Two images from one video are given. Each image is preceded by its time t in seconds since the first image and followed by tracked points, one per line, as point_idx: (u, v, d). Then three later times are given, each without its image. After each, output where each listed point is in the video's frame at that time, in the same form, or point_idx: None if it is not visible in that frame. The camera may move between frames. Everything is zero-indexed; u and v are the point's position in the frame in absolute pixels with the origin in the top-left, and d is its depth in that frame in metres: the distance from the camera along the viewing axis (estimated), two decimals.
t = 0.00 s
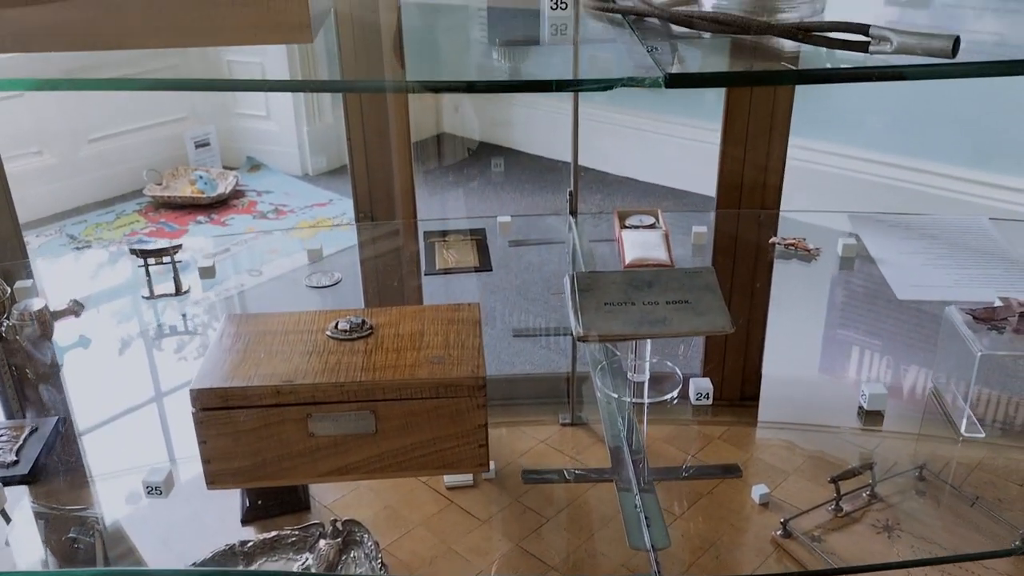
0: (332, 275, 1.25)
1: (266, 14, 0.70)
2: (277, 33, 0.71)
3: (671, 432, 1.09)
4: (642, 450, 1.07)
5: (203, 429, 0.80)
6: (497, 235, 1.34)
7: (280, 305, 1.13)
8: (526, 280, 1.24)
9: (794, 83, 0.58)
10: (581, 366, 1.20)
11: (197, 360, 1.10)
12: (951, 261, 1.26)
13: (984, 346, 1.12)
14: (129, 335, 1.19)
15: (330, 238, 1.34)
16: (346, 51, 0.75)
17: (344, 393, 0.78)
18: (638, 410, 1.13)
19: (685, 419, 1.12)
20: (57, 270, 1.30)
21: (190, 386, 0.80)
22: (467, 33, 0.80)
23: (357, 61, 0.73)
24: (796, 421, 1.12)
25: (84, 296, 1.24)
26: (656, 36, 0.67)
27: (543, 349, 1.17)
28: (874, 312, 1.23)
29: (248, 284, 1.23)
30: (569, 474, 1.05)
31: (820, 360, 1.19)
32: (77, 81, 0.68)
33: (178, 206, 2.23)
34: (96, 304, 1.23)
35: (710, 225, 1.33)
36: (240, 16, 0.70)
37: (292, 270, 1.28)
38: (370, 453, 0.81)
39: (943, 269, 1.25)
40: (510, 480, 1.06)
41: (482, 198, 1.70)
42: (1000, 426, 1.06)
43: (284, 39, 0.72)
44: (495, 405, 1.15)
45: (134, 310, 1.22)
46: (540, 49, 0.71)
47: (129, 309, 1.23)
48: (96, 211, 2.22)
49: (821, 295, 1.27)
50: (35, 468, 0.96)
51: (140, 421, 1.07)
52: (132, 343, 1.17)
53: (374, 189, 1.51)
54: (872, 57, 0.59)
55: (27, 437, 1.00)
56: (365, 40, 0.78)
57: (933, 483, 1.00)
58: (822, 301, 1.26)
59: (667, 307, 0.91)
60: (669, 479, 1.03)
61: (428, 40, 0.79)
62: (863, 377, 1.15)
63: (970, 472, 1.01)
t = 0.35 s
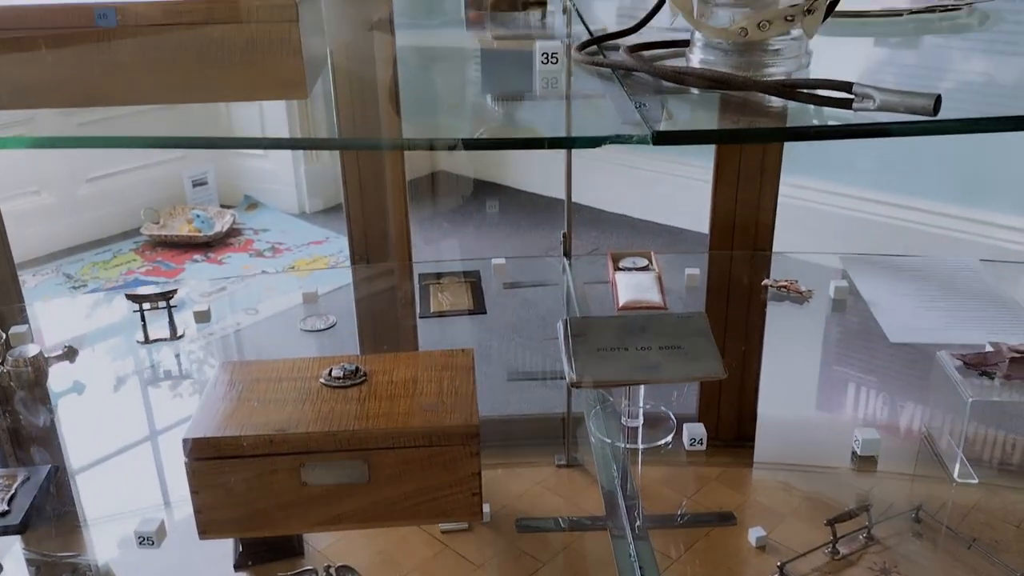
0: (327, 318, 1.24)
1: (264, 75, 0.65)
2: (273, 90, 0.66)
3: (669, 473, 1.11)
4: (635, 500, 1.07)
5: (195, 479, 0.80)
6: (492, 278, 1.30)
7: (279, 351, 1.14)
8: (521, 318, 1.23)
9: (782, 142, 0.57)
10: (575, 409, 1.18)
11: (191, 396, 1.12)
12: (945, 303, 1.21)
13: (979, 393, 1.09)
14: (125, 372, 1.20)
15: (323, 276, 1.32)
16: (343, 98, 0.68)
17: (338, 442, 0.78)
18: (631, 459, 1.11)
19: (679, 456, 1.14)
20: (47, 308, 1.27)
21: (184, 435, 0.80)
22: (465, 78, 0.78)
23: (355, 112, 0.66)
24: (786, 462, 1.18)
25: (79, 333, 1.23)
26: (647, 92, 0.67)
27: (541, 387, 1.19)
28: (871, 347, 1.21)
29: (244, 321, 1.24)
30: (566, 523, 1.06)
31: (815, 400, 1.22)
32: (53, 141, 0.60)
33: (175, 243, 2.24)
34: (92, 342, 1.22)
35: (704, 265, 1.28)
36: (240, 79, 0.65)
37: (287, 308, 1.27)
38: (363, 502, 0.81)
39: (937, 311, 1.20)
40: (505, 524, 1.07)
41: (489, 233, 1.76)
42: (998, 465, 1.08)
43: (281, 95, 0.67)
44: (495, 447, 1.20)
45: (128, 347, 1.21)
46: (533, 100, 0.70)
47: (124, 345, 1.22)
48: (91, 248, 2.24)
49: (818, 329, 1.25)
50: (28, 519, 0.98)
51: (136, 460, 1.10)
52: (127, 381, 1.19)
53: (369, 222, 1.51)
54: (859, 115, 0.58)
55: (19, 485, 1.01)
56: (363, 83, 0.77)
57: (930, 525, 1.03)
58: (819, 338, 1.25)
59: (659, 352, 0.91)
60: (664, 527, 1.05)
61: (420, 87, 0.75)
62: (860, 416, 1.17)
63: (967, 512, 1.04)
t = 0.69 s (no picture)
0: (327, 361, 1.25)
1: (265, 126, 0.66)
2: (274, 144, 0.66)
3: (670, 515, 1.12)
4: (636, 544, 1.08)
5: (194, 528, 0.80)
6: (492, 320, 1.31)
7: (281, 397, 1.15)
8: (521, 356, 1.24)
9: (778, 194, 0.58)
10: (575, 449, 1.17)
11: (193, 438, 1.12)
12: (942, 343, 1.22)
13: (979, 436, 1.11)
14: (124, 412, 1.20)
15: (326, 315, 1.34)
16: (346, 155, 0.66)
17: (337, 490, 0.78)
18: (631, 504, 1.12)
19: (681, 500, 1.15)
20: (47, 356, 1.28)
21: (183, 484, 0.80)
22: (459, 124, 0.81)
23: (356, 162, 0.66)
24: (788, 501, 1.15)
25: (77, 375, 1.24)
26: (642, 143, 0.68)
27: (541, 427, 1.18)
28: (872, 384, 1.21)
29: (244, 361, 1.25)
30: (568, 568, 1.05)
31: (819, 440, 1.20)
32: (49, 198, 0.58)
33: (175, 282, 2.30)
34: (92, 383, 1.23)
35: (703, 306, 1.29)
36: (240, 130, 0.66)
37: (287, 347, 1.28)
38: (363, 550, 0.81)
39: (935, 352, 1.21)
40: (505, 567, 1.06)
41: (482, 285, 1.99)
42: (1003, 504, 1.08)
43: (282, 147, 0.67)
44: (494, 489, 1.17)
45: (128, 387, 1.23)
46: (532, 151, 0.71)
47: (122, 386, 1.23)
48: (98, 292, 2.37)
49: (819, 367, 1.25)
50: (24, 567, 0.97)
51: (136, 501, 1.09)
52: (127, 420, 1.20)
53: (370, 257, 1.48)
54: (852, 166, 0.59)
55: (19, 533, 1.02)
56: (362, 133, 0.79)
57: (934, 566, 1.03)
58: (821, 377, 1.25)
59: (659, 397, 0.91)
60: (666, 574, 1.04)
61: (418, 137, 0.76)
62: (863, 452, 1.17)
63: (971, 554, 1.04)
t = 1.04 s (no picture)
0: (326, 403, 1.26)
1: (269, 175, 0.67)
2: (275, 194, 0.68)
3: (670, 554, 1.10)
4: None
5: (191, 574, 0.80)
6: (491, 359, 1.31)
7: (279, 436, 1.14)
8: (520, 394, 1.24)
9: (775, 245, 0.59)
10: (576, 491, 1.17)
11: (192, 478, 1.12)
12: (940, 383, 1.24)
13: (978, 478, 1.12)
14: (119, 448, 1.21)
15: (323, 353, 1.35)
16: (346, 208, 0.69)
17: (337, 538, 0.78)
18: (631, 546, 1.12)
19: (682, 539, 1.14)
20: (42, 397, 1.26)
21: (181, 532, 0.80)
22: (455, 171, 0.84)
23: (356, 213, 0.68)
24: (787, 542, 1.13)
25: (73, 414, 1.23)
26: (639, 192, 0.69)
27: (541, 466, 1.18)
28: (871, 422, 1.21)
29: (241, 400, 1.26)
30: None
31: (818, 477, 1.20)
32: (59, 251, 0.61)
33: (173, 319, 2.52)
34: (88, 420, 1.23)
35: (702, 344, 1.28)
36: (242, 178, 0.66)
37: (287, 384, 1.30)
38: None
39: (933, 393, 1.22)
40: None
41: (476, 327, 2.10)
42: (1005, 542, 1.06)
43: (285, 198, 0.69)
44: (493, 528, 1.16)
45: (123, 424, 1.24)
46: (527, 200, 0.72)
47: (118, 423, 1.24)
48: (93, 329, 2.49)
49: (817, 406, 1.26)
50: None
51: (130, 541, 1.07)
52: (122, 457, 1.20)
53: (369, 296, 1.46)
54: (847, 218, 0.60)
55: None
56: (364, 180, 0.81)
57: None
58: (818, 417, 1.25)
59: (659, 440, 0.91)
60: None
61: (420, 187, 0.78)
62: (863, 489, 1.16)
63: None
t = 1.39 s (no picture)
0: (328, 446, 1.25)
1: (279, 224, 0.68)
2: (280, 245, 0.68)
3: None
4: None
5: None
6: (493, 400, 1.30)
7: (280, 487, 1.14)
8: (522, 432, 1.24)
9: (776, 295, 0.59)
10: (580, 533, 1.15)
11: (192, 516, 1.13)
12: (944, 427, 1.23)
13: (982, 524, 1.08)
14: (117, 486, 1.20)
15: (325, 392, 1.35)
16: (350, 259, 0.70)
17: None
18: None
19: None
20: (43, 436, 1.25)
21: None
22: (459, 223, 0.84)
23: (360, 267, 0.69)
24: None
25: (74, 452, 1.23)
26: (644, 241, 0.69)
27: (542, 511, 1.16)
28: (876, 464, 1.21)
29: (242, 439, 1.26)
30: None
31: (822, 515, 1.21)
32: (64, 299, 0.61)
33: (175, 358, 2.53)
34: (89, 459, 1.23)
35: (704, 387, 1.27)
36: (247, 229, 0.67)
37: (288, 424, 1.29)
38: None
39: (938, 436, 1.22)
40: None
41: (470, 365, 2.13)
42: None
43: (289, 248, 0.69)
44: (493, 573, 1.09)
45: (122, 463, 1.24)
46: (537, 248, 0.73)
47: (117, 462, 1.24)
48: (94, 367, 2.48)
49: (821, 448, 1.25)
50: None
51: None
52: (120, 495, 1.19)
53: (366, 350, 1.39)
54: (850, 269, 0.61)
55: None
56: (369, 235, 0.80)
57: None
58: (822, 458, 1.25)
59: (663, 486, 0.91)
60: None
61: (425, 238, 0.79)
62: (868, 529, 1.17)
63: None
